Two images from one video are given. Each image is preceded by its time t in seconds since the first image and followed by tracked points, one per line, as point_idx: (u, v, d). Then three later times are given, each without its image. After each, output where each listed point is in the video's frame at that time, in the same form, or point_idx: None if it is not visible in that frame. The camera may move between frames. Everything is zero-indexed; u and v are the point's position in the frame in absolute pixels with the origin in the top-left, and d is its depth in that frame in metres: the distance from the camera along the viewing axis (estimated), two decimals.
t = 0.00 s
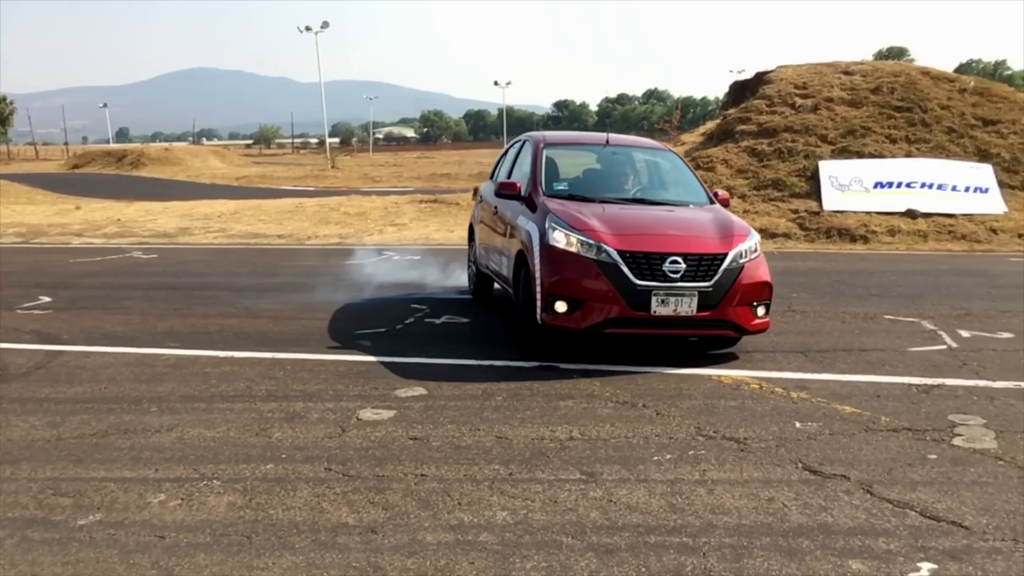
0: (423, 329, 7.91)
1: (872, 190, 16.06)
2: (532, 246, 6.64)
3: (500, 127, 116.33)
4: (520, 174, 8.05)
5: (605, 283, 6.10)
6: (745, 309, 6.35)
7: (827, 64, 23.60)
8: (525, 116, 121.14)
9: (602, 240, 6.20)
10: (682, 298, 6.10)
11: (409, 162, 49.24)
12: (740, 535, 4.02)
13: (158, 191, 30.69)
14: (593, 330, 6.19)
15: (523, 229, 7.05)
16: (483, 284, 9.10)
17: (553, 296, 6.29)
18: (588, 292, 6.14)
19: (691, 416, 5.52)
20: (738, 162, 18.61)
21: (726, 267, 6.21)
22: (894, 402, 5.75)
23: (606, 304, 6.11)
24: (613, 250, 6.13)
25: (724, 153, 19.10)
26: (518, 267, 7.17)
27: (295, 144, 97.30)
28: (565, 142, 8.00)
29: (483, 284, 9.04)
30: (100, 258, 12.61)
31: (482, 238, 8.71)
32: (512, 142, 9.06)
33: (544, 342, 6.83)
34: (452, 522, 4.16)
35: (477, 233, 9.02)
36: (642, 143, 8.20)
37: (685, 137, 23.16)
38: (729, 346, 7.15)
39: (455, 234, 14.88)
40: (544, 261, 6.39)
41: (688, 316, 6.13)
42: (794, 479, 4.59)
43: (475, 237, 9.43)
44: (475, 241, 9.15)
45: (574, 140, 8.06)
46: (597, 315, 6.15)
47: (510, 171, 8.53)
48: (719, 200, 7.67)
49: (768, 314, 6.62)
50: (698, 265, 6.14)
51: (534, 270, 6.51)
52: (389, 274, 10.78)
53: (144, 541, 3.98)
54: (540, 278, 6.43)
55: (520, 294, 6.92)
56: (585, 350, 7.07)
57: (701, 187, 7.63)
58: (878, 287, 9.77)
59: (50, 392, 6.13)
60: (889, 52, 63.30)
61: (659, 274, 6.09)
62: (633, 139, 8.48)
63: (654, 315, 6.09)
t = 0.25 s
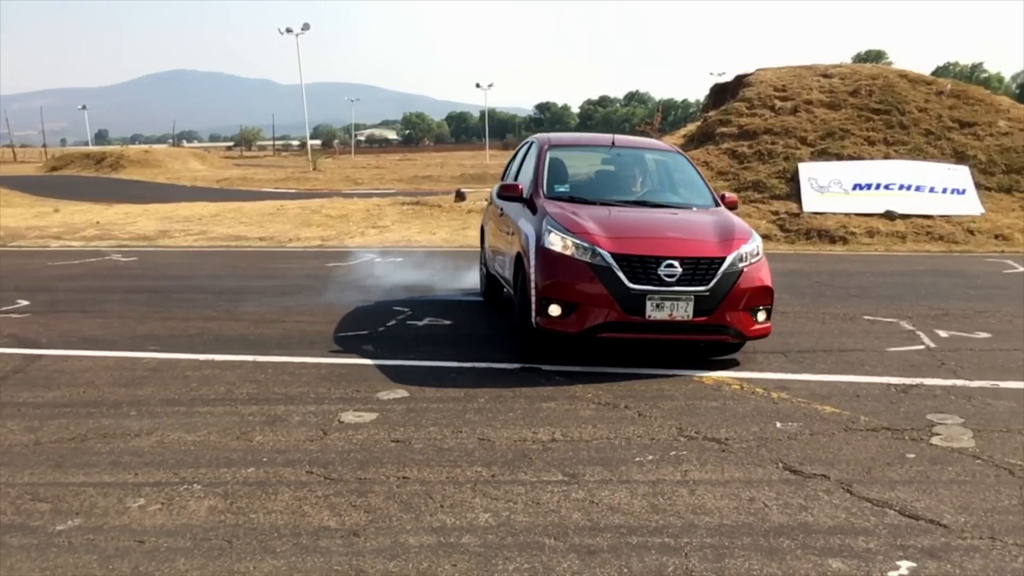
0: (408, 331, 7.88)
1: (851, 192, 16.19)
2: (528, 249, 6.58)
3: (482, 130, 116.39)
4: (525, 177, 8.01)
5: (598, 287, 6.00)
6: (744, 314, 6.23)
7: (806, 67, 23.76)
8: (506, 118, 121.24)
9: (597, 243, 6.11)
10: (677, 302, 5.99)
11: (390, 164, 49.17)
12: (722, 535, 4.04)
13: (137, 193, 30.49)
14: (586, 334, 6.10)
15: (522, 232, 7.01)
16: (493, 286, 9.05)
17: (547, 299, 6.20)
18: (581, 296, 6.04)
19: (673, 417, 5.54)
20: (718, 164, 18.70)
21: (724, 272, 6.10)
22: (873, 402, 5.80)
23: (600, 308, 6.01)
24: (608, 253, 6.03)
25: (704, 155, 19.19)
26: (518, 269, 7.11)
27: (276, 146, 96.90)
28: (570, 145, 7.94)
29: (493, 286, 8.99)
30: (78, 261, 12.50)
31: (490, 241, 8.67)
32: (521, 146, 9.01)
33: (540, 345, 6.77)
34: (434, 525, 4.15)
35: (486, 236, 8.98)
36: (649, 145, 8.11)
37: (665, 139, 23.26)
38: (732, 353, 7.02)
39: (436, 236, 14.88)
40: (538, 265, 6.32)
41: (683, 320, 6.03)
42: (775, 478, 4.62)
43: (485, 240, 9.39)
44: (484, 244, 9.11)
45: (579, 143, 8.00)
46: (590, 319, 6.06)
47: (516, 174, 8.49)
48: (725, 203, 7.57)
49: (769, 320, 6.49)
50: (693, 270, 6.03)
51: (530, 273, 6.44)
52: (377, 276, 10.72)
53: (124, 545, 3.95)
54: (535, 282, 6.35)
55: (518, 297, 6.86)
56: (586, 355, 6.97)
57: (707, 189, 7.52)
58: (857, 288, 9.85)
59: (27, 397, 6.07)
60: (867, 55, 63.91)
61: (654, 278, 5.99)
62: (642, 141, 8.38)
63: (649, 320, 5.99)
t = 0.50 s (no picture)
0: (395, 333, 7.87)
1: (836, 193, 16.28)
2: (527, 250, 6.56)
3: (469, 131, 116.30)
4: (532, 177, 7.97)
5: (594, 289, 5.97)
6: (744, 318, 6.17)
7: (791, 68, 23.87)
8: (493, 119, 121.24)
9: (593, 245, 6.07)
10: (675, 305, 5.95)
11: (376, 166, 49.03)
12: (707, 534, 4.06)
13: (120, 195, 30.27)
14: (581, 337, 6.07)
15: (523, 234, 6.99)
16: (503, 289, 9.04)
17: (544, 301, 6.18)
18: (577, 298, 6.01)
19: (659, 417, 5.56)
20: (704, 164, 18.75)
21: (723, 275, 6.04)
22: (858, 401, 5.84)
23: (596, 310, 5.99)
24: (604, 256, 6.00)
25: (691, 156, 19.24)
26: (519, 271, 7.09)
27: (262, 148, 96.56)
28: (578, 145, 7.89)
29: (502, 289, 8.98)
30: (62, 264, 12.41)
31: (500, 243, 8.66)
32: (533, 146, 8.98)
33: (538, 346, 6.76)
34: (420, 526, 4.15)
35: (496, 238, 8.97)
36: (660, 145, 8.02)
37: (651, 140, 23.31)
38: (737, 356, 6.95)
39: (423, 237, 14.86)
40: (535, 266, 6.29)
41: (681, 324, 5.98)
42: (760, 478, 4.64)
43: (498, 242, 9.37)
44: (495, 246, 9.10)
45: (586, 143, 7.95)
46: (585, 322, 6.03)
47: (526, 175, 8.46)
48: (734, 204, 7.55)
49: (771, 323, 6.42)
50: (691, 273, 5.99)
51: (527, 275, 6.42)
52: (368, 278, 10.68)
53: (108, 549, 3.93)
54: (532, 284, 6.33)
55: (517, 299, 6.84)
56: (589, 357, 6.94)
57: (715, 191, 7.43)
58: (842, 288, 9.91)
59: (10, 400, 6.02)
60: (851, 57, 64.36)
61: (651, 281, 5.95)
62: (654, 141, 8.29)
63: (645, 323, 5.95)
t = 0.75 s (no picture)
0: (379, 335, 7.83)
1: (818, 193, 16.36)
2: (526, 251, 6.46)
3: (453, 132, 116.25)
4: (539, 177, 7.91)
5: (588, 292, 5.85)
6: (742, 322, 6.01)
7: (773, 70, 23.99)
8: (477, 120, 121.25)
9: (589, 246, 5.96)
10: (670, 308, 5.79)
11: (359, 167, 48.90)
12: (691, 535, 4.06)
13: (101, 196, 30.06)
14: (576, 340, 5.96)
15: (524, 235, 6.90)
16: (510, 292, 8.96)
17: (538, 303, 6.07)
18: (571, 301, 5.90)
19: (644, 418, 5.56)
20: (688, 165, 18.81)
21: (721, 277, 5.88)
22: (840, 401, 5.86)
23: (590, 313, 5.87)
24: (599, 257, 5.88)
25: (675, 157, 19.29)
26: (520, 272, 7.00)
27: (245, 148, 96.09)
28: (586, 146, 7.82)
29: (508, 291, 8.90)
30: (42, 266, 12.30)
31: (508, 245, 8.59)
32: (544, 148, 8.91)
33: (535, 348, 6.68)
34: (404, 528, 4.13)
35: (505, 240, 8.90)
36: (670, 147, 7.92)
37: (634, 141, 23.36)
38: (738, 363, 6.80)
39: (407, 238, 14.84)
40: (532, 268, 6.20)
41: (678, 327, 5.82)
42: (743, 478, 4.65)
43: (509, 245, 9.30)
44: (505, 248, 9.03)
45: (593, 143, 7.88)
46: (579, 325, 5.91)
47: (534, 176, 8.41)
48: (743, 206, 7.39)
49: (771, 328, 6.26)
50: (688, 275, 5.83)
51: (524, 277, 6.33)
52: (352, 280, 10.64)
53: (88, 554, 3.89)
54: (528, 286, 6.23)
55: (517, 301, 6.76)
56: (588, 360, 6.81)
57: (724, 192, 7.32)
58: (824, 287, 9.97)
59: None
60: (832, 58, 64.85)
61: (646, 284, 5.81)
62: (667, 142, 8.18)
63: (640, 327, 5.81)
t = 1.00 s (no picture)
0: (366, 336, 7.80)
1: (803, 194, 16.43)
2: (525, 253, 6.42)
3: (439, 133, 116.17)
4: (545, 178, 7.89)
5: (582, 293, 5.79)
6: (739, 326, 5.92)
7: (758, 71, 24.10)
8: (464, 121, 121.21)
9: (584, 248, 5.90)
10: (665, 311, 5.70)
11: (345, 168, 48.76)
12: (677, 535, 4.07)
13: (85, 197, 29.86)
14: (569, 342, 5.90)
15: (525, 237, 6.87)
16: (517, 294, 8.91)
17: (534, 304, 6.02)
18: (565, 302, 5.85)
19: (630, 418, 5.57)
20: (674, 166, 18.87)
21: (717, 281, 5.79)
22: (825, 401, 5.89)
23: (584, 315, 5.80)
24: (593, 259, 5.81)
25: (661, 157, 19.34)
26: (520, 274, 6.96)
27: (230, 149, 95.68)
28: (593, 147, 7.81)
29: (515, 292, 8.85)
30: (24, 267, 12.20)
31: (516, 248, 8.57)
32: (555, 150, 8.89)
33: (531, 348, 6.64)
34: (390, 530, 4.12)
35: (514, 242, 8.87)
36: (677, 148, 7.88)
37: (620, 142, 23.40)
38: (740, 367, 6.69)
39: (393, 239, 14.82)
40: (528, 269, 6.16)
41: (673, 331, 5.74)
42: (729, 477, 4.67)
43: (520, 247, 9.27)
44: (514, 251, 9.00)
45: (599, 144, 7.86)
46: (573, 327, 5.85)
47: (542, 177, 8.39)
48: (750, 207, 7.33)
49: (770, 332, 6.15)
50: (683, 278, 5.75)
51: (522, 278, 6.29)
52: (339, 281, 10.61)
53: (71, 557, 3.86)
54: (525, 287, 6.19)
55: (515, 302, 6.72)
56: (587, 364, 6.73)
57: (730, 194, 7.27)
58: (809, 288, 10.02)
59: None
60: (816, 60, 65.30)
61: (640, 285, 5.72)
62: (676, 144, 8.14)
63: (634, 329, 5.73)
